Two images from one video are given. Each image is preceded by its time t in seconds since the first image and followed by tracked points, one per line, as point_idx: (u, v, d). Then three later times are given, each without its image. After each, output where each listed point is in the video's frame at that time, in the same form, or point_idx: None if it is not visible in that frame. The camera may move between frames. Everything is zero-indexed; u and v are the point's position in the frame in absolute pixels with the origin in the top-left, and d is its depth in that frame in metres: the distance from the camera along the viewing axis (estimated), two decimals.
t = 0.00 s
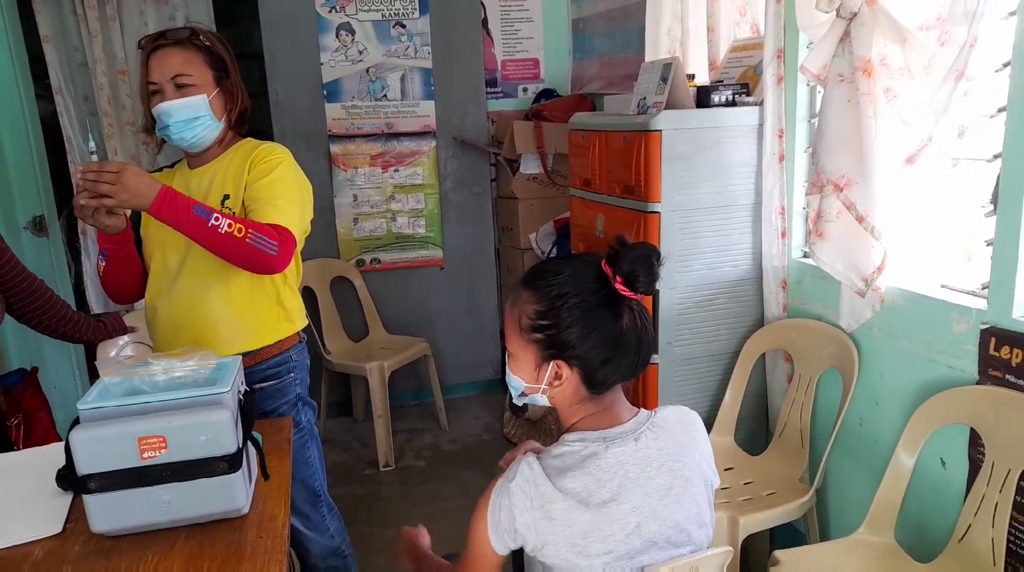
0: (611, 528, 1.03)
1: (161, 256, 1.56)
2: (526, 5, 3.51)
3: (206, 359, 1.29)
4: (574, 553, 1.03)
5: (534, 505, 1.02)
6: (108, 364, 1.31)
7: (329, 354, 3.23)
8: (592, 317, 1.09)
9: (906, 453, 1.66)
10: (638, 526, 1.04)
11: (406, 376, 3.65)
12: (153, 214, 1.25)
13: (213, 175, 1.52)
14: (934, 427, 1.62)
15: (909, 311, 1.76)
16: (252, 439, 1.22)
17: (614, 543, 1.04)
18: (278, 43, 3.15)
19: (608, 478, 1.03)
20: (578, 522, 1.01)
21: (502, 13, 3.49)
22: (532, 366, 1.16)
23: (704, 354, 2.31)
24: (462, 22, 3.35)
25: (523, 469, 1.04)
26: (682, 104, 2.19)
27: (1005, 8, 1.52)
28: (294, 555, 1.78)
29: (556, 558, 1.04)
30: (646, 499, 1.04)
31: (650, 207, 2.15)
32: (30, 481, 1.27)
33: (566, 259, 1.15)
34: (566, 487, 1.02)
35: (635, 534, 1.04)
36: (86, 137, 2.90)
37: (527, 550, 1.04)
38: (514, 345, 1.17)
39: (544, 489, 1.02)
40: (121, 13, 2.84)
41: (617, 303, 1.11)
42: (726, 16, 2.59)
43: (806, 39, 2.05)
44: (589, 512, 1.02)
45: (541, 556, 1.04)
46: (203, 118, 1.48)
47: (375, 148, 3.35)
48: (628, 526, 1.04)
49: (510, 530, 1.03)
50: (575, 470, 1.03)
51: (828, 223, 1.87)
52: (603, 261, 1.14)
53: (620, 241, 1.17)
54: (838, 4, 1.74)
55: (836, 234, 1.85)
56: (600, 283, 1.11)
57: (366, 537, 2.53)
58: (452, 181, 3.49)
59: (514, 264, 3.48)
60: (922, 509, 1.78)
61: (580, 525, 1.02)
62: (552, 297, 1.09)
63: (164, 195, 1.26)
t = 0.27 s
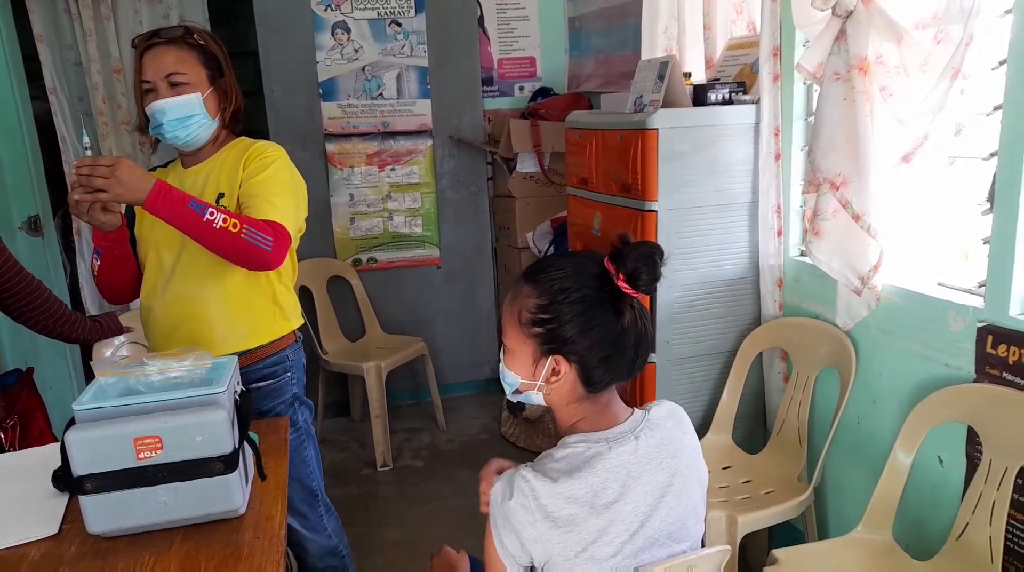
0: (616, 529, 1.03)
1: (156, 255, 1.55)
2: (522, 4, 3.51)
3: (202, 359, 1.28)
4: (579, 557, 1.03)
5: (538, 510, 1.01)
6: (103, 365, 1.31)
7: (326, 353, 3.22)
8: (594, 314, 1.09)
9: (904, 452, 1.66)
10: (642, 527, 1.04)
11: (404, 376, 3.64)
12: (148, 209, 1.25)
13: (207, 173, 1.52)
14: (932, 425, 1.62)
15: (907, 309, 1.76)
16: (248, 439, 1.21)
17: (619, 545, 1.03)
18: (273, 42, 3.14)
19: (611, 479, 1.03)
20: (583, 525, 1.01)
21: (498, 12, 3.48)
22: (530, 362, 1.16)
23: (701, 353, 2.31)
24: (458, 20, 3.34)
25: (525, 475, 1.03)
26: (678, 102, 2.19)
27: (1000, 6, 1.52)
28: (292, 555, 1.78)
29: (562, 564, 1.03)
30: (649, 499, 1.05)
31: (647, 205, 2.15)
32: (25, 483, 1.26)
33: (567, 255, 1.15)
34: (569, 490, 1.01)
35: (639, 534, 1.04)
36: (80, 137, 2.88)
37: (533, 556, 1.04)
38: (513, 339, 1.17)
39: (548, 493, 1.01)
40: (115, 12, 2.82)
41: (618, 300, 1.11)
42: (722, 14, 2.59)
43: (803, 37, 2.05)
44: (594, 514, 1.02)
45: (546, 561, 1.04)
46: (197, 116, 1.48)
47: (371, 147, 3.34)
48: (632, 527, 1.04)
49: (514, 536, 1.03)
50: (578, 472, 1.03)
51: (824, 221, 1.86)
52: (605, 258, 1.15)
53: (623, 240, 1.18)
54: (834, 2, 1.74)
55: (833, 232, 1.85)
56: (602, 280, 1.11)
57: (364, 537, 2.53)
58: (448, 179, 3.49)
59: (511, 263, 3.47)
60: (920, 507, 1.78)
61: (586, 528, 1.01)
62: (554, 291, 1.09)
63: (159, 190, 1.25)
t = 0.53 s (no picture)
0: (612, 529, 1.04)
1: (157, 257, 1.56)
2: (521, 5, 3.52)
3: (202, 359, 1.29)
4: (574, 555, 1.04)
5: (536, 508, 1.02)
6: (104, 365, 1.31)
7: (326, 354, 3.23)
8: (596, 320, 1.10)
9: (901, 450, 1.67)
10: (638, 527, 1.05)
11: (404, 376, 3.65)
12: (148, 212, 1.25)
13: (206, 174, 1.53)
14: (930, 424, 1.62)
15: (905, 308, 1.76)
16: (248, 440, 1.22)
17: (614, 544, 1.05)
18: (273, 43, 3.15)
19: (610, 480, 1.03)
20: (579, 524, 1.02)
21: (497, 14, 3.49)
22: (531, 366, 1.16)
23: (700, 353, 2.31)
24: (458, 22, 3.35)
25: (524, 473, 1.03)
26: (676, 102, 2.20)
27: (997, 7, 1.53)
28: (292, 554, 1.78)
29: (556, 561, 1.05)
30: (646, 499, 1.05)
31: (645, 206, 2.15)
32: (27, 482, 1.27)
33: (569, 259, 1.15)
34: (568, 491, 1.02)
35: (635, 534, 1.05)
36: (81, 138, 2.89)
37: (528, 553, 1.05)
38: (514, 343, 1.17)
39: (546, 492, 1.02)
40: (116, 14, 2.83)
41: (621, 306, 1.12)
42: (720, 15, 2.59)
43: (800, 38, 2.06)
44: (591, 514, 1.02)
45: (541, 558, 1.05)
46: (195, 117, 1.49)
47: (371, 148, 3.35)
48: (628, 527, 1.05)
49: (511, 533, 1.03)
50: (577, 473, 1.03)
51: (822, 221, 1.87)
52: (608, 262, 1.15)
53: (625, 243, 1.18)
54: (832, 3, 1.74)
55: (831, 232, 1.86)
56: (605, 285, 1.11)
57: (364, 537, 2.54)
58: (448, 180, 3.50)
59: (510, 264, 3.48)
60: (918, 506, 1.79)
61: (582, 527, 1.02)
62: (557, 297, 1.09)
63: (158, 192, 1.26)
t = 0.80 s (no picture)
0: (617, 531, 1.04)
1: (157, 261, 1.56)
2: (520, 7, 3.53)
3: (202, 362, 1.29)
4: (579, 558, 1.04)
5: (540, 510, 1.02)
6: (104, 368, 1.31)
7: (326, 356, 3.23)
8: (605, 325, 1.10)
9: (901, 451, 1.67)
10: (643, 528, 1.05)
11: (404, 378, 3.65)
12: (147, 216, 1.26)
13: (205, 177, 1.53)
14: (929, 425, 1.62)
15: (904, 310, 1.76)
16: (248, 442, 1.22)
17: (619, 546, 1.04)
18: (273, 46, 3.15)
19: (615, 481, 1.03)
20: (584, 526, 1.02)
21: (496, 16, 3.50)
22: (537, 367, 1.16)
23: (701, 354, 2.32)
24: (457, 24, 3.35)
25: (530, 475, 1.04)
26: (675, 104, 2.20)
27: (995, 8, 1.53)
28: (292, 556, 1.78)
29: (561, 564, 1.05)
30: (651, 500, 1.05)
31: (644, 207, 2.16)
32: (27, 485, 1.27)
33: (577, 262, 1.14)
34: (573, 492, 1.02)
35: (640, 536, 1.05)
36: (80, 141, 2.89)
37: (532, 556, 1.05)
38: (522, 344, 1.17)
39: (551, 494, 1.02)
40: (115, 16, 2.84)
41: (630, 311, 1.12)
42: (720, 16, 2.60)
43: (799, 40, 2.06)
44: (596, 515, 1.03)
45: (546, 562, 1.05)
46: (194, 120, 1.49)
47: (370, 150, 3.35)
48: (633, 529, 1.05)
49: (516, 536, 1.04)
50: (582, 474, 1.03)
51: (821, 222, 1.86)
52: (618, 267, 1.15)
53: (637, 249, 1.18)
54: (831, 4, 1.75)
55: (830, 233, 1.86)
56: (615, 291, 1.11)
57: (364, 539, 2.53)
58: (447, 182, 3.50)
59: (510, 265, 3.48)
60: (918, 507, 1.78)
61: (587, 529, 1.02)
62: (566, 301, 1.09)
63: (157, 196, 1.26)
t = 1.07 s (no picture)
0: (618, 529, 1.03)
1: (156, 258, 1.55)
2: (520, 4, 3.51)
3: (201, 359, 1.28)
4: (579, 555, 1.03)
5: (541, 506, 1.02)
6: (102, 365, 1.30)
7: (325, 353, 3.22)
8: (607, 319, 1.09)
9: (902, 450, 1.66)
10: (644, 527, 1.04)
11: (403, 375, 3.64)
12: (145, 214, 1.25)
13: (204, 174, 1.52)
14: (931, 424, 1.61)
15: (905, 308, 1.76)
16: (247, 439, 1.21)
17: (619, 544, 1.04)
18: (271, 42, 3.14)
19: (617, 479, 1.03)
20: (585, 523, 1.02)
21: (496, 12, 3.48)
22: (539, 359, 1.16)
23: (701, 351, 2.31)
24: (456, 20, 3.34)
25: (531, 471, 1.03)
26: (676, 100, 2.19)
27: (998, 5, 1.52)
28: (291, 555, 1.78)
29: (560, 560, 1.04)
30: (652, 499, 1.05)
31: (645, 205, 2.15)
32: (24, 483, 1.26)
33: (583, 257, 1.13)
34: (574, 489, 1.01)
35: (641, 535, 1.05)
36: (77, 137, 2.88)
37: (532, 551, 1.04)
38: (525, 336, 1.16)
39: (552, 490, 1.02)
40: (112, 12, 2.82)
41: (633, 307, 1.10)
42: (720, 13, 2.59)
43: (800, 37, 2.05)
44: (597, 513, 1.02)
45: (545, 557, 1.04)
46: (192, 116, 1.47)
47: (369, 147, 3.34)
48: (634, 527, 1.04)
49: (516, 531, 1.03)
50: (584, 471, 1.02)
51: (824, 221, 1.87)
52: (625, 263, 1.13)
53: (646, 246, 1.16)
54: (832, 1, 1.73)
55: (833, 231, 1.86)
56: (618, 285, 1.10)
57: (363, 537, 2.53)
58: (446, 179, 3.48)
59: (509, 263, 3.47)
60: (919, 506, 1.78)
61: (587, 526, 1.02)
62: (568, 293, 1.08)
63: (155, 193, 1.25)
